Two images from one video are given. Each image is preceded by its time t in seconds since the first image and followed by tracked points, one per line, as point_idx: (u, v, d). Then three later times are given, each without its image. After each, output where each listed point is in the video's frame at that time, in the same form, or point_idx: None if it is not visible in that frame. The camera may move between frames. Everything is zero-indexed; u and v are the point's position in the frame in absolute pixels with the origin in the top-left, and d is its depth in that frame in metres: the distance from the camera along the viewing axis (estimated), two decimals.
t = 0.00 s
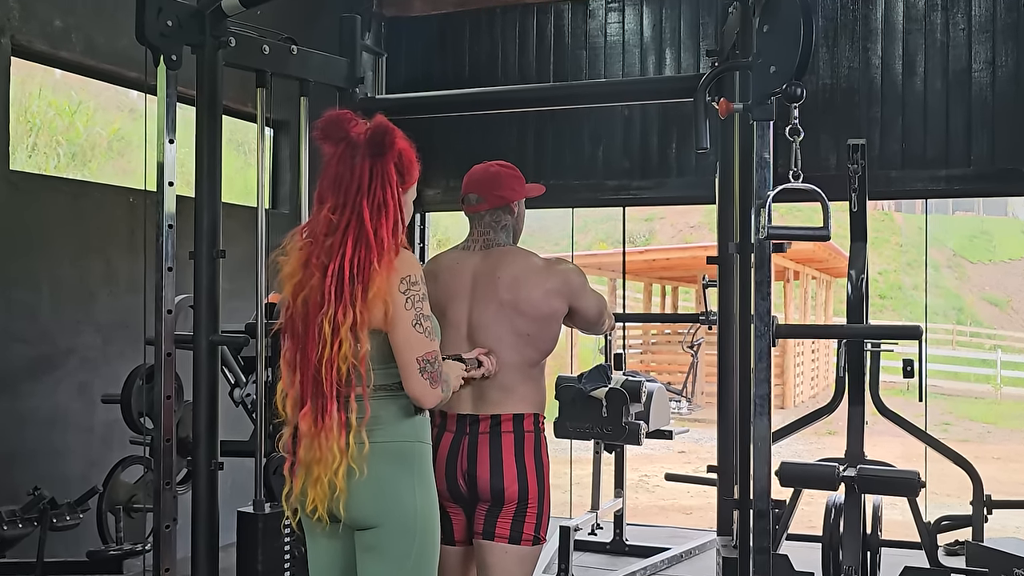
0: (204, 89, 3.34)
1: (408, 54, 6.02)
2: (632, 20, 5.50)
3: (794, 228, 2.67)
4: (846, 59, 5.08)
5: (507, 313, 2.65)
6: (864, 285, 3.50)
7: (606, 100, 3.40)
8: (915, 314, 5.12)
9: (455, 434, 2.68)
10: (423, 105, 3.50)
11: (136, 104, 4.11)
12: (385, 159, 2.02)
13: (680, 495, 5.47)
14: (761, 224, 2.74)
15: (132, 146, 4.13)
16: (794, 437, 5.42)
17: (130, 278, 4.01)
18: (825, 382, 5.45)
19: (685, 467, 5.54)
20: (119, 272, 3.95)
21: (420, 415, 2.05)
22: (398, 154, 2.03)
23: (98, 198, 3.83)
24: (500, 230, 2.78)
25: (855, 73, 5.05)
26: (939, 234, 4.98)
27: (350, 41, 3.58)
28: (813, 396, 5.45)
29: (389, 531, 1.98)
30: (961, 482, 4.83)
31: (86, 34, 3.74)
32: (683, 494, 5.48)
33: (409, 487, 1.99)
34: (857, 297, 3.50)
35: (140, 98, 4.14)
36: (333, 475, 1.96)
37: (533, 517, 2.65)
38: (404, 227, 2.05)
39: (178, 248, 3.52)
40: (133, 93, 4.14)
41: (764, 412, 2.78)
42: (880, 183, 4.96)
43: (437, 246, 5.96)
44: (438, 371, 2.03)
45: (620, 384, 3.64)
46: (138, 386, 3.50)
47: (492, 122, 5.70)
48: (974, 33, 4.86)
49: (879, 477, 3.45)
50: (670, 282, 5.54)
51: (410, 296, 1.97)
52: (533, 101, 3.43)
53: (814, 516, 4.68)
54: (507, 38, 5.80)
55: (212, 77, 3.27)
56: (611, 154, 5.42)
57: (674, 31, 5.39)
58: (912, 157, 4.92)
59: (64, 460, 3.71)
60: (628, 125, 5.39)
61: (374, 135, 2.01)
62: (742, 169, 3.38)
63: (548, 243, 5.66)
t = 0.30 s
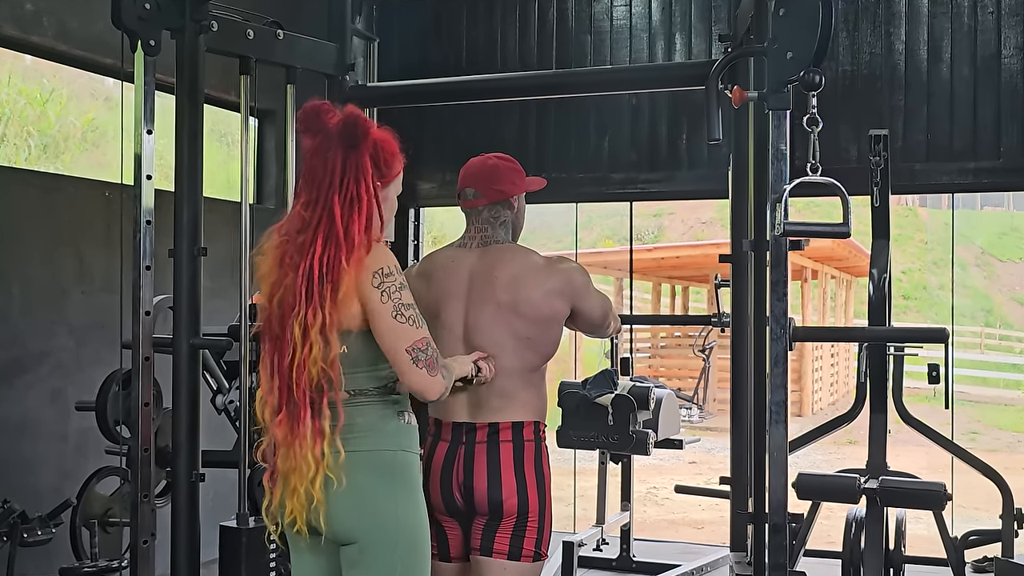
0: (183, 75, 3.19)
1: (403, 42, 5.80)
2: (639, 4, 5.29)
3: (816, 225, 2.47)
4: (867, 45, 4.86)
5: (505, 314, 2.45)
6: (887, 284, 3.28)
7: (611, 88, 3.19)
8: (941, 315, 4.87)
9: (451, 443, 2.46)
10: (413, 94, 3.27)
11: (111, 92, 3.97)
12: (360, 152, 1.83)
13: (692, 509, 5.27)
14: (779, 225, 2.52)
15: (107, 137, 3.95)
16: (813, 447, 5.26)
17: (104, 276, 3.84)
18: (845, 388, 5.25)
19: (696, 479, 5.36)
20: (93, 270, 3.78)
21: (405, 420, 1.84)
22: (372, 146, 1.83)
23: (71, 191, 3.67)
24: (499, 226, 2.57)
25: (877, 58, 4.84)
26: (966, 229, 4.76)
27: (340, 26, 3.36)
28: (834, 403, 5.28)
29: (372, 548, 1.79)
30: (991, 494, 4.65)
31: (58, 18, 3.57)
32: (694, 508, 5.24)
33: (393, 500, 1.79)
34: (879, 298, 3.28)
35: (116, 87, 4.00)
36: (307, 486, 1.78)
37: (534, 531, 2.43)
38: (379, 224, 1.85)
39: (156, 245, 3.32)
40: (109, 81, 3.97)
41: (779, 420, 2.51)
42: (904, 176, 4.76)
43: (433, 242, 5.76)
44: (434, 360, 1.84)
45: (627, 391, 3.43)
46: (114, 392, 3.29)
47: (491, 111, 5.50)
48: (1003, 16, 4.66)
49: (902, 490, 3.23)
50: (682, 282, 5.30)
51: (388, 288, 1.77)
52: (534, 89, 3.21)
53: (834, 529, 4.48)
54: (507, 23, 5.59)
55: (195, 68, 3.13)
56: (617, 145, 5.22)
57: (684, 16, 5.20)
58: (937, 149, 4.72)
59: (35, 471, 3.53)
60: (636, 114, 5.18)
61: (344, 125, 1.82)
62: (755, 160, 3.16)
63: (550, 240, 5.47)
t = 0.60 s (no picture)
0: (163, 58, 2.91)
1: (400, 28, 5.62)
2: None
3: (834, 221, 2.22)
4: (888, 31, 4.67)
5: (502, 316, 2.37)
6: (910, 284, 3.09)
7: (617, 77, 2.99)
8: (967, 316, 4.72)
9: (449, 454, 2.40)
10: (407, 83, 3.09)
11: (86, 80, 3.87)
12: (335, 146, 1.83)
13: (702, 521, 5.06)
14: (794, 221, 2.30)
15: (83, 129, 3.84)
16: (829, 458, 5.10)
17: (79, 276, 3.73)
18: (864, 394, 5.13)
19: (707, 490, 5.18)
20: (68, 269, 3.68)
21: (379, 425, 1.83)
22: (350, 138, 1.84)
23: (44, 186, 3.54)
24: (496, 223, 2.48)
25: (898, 45, 4.65)
26: (993, 227, 4.59)
27: (330, 10, 3.17)
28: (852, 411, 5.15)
29: (342, 556, 1.79)
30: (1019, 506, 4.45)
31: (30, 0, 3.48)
32: (705, 521, 5.05)
33: (363, 508, 1.79)
34: (901, 299, 3.09)
35: (92, 75, 3.91)
36: (276, 491, 1.80)
37: (534, 544, 2.39)
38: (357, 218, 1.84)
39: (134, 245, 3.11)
40: (84, 68, 3.87)
41: (795, 428, 2.32)
42: (927, 169, 4.56)
43: (428, 240, 5.56)
44: (369, 355, 1.78)
45: (634, 397, 3.25)
46: (91, 399, 3.11)
47: (489, 100, 5.31)
48: None
49: (924, 501, 3.05)
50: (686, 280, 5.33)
51: (337, 272, 1.77)
52: (536, 78, 3.02)
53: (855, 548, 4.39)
54: (507, 9, 5.41)
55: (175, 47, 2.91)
56: (623, 137, 5.03)
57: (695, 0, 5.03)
58: (962, 140, 4.52)
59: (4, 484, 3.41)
60: (643, 104, 4.99)
61: (318, 118, 1.84)
62: (770, 148, 2.93)
63: (553, 237, 5.29)
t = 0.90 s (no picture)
0: (145, 46, 2.68)
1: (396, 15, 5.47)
2: None
3: (855, 216, 2.04)
4: (910, 16, 4.52)
5: (500, 318, 2.21)
6: (932, 285, 2.93)
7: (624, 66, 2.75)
8: (993, 318, 4.61)
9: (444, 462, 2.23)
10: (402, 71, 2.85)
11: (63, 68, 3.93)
12: (321, 138, 1.77)
13: (712, 535, 4.90)
14: (810, 217, 2.10)
15: (59, 120, 3.89)
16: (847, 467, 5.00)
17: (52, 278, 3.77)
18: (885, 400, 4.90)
19: (718, 502, 5.06)
20: (42, 270, 3.72)
21: (342, 429, 1.71)
22: (336, 129, 1.77)
23: (18, 180, 3.60)
24: (494, 219, 2.32)
25: (920, 31, 4.50)
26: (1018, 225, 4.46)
27: None
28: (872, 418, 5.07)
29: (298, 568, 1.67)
30: None
31: None
32: (716, 535, 4.93)
33: (315, 515, 1.66)
34: (924, 300, 2.93)
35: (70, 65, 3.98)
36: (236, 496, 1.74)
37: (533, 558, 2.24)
38: (342, 213, 1.77)
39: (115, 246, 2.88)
40: (61, 55, 3.92)
41: (812, 437, 2.13)
42: (952, 162, 4.38)
43: (425, 237, 5.41)
44: (284, 355, 1.62)
45: (641, 403, 3.11)
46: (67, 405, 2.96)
47: (489, 87, 5.16)
48: None
49: (947, 513, 2.87)
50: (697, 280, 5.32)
51: (292, 262, 1.67)
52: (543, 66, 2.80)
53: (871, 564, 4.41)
54: None
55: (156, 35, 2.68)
56: (629, 128, 4.87)
57: None
58: (987, 132, 4.36)
59: None
60: (650, 93, 4.84)
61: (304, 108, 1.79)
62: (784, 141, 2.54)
63: (556, 233, 5.15)
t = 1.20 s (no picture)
0: (131, 37, 2.54)
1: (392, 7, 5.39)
2: None
3: (867, 213, 1.90)
4: (923, 7, 4.48)
5: (500, 318, 2.12)
6: (946, 285, 2.83)
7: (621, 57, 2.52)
8: (1009, 319, 4.41)
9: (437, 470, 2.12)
10: (398, 62, 2.69)
11: (46, 60, 3.96)
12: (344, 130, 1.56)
13: (720, 544, 4.94)
14: (822, 214, 1.95)
15: (42, 114, 3.92)
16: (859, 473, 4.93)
17: (35, 277, 3.84)
18: (897, 404, 4.78)
19: (726, 509, 4.96)
20: (25, 269, 3.79)
21: (355, 451, 1.51)
22: (360, 119, 1.56)
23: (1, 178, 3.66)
24: (491, 216, 2.20)
25: (934, 22, 4.45)
26: None
27: None
28: (885, 423, 4.95)
29: None
30: None
31: None
32: (724, 545, 4.93)
33: (314, 544, 1.51)
34: (939, 300, 2.82)
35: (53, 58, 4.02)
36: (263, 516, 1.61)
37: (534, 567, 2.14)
38: (366, 214, 1.55)
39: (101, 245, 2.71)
40: (44, 48, 3.96)
41: (823, 442, 2.01)
42: (967, 158, 4.31)
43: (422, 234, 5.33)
44: (290, 381, 1.46)
45: (644, 408, 3.01)
46: (51, 410, 2.94)
47: (489, 80, 5.09)
48: None
49: (968, 522, 2.75)
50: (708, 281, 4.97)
51: (299, 276, 1.49)
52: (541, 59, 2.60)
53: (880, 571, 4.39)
54: None
55: (142, 28, 2.52)
56: (633, 123, 4.84)
57: None
58: (1004, 126, 4.30)
59: None
60: (655, 85, 4.81)
61: (326, 100, 1.59)
62: (793, 135, 2.26)
63: (558, 232, 4.95)
